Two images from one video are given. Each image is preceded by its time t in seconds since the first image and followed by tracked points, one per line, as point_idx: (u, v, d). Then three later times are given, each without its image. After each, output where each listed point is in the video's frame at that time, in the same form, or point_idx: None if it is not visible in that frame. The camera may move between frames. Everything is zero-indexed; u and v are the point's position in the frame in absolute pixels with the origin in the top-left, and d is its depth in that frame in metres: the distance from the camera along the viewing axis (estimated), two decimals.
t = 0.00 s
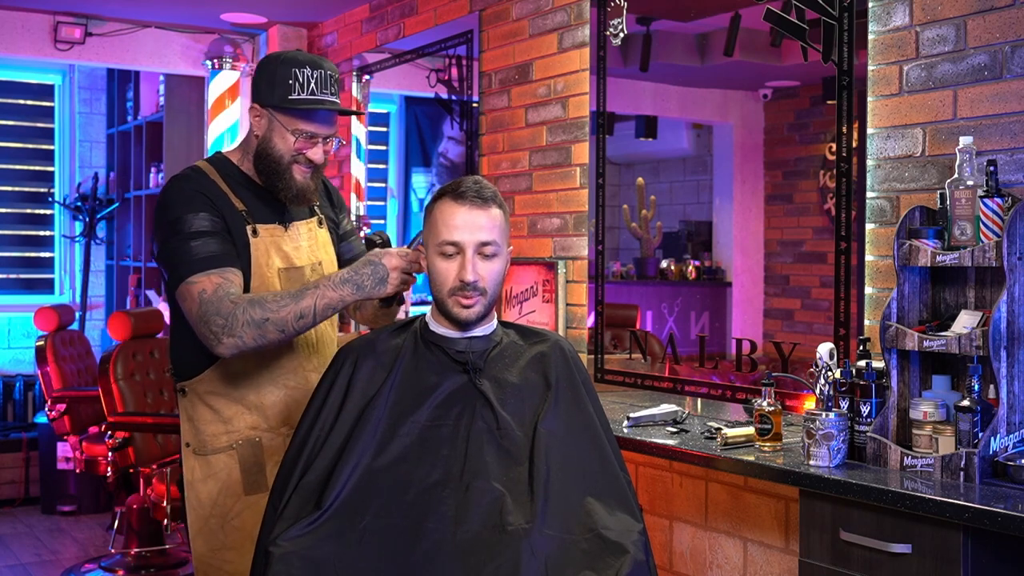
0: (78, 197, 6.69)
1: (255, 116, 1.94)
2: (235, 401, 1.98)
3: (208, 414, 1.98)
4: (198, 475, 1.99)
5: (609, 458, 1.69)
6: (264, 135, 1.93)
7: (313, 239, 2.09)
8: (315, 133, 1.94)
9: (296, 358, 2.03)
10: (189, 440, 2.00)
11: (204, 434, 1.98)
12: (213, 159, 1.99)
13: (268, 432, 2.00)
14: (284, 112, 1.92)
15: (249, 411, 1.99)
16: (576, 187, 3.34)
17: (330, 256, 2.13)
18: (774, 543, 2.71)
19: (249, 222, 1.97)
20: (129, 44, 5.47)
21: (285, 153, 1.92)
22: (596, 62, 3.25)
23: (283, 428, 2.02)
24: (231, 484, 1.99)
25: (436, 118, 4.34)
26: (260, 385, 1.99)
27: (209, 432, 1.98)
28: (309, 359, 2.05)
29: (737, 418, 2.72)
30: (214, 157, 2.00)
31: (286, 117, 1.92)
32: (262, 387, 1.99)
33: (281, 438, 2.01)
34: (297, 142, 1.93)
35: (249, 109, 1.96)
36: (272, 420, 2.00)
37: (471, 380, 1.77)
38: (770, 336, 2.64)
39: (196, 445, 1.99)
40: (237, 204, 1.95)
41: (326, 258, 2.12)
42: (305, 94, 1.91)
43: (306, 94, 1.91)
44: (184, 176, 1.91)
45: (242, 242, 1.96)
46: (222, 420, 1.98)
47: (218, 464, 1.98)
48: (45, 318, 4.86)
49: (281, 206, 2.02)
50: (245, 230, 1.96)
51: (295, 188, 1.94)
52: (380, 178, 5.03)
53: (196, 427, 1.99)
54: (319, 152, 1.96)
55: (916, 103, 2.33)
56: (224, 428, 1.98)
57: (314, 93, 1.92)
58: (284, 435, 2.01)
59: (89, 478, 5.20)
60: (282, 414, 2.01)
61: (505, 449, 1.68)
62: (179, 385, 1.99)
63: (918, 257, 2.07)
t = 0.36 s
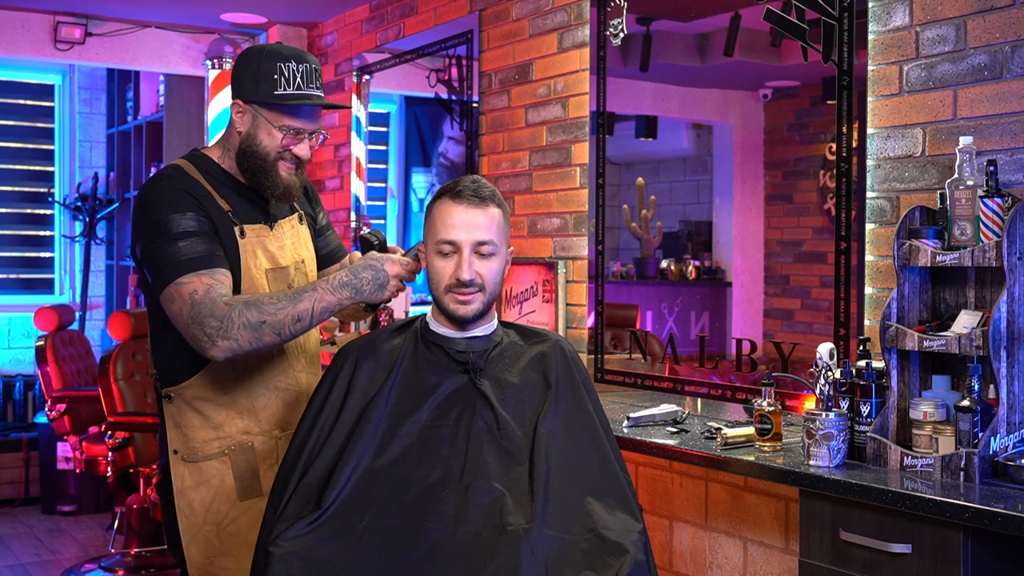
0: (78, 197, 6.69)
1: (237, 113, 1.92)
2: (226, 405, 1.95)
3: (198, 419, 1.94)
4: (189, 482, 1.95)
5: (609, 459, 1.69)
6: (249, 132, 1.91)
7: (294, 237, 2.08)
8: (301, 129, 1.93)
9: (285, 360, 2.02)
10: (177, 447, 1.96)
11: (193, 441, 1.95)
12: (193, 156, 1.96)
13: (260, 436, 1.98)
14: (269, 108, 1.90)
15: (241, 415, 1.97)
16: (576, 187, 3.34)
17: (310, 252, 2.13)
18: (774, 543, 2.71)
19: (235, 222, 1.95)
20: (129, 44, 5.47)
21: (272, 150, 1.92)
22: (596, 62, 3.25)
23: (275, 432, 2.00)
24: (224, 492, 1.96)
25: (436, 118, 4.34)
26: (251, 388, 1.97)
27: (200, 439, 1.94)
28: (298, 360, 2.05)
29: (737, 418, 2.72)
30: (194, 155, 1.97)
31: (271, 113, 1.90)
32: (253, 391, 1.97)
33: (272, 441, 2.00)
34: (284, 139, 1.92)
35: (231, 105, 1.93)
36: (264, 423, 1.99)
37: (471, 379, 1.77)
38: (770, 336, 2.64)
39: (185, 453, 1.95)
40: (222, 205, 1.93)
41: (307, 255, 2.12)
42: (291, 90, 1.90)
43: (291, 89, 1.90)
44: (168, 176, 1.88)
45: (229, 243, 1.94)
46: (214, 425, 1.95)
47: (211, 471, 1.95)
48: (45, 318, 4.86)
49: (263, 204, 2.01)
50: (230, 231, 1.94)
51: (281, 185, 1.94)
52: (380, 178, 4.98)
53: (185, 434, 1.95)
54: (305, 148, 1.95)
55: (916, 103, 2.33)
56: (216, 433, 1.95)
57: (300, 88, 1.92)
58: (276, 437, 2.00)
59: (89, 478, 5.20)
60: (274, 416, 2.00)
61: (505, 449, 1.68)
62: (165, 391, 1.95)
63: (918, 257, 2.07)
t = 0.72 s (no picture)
0: (78, 197, 6.69)
1: (237, 114, 1.92)
2: (228, 409, 1.95)
3: (199, 424, 1.94)
4: (193, 487, 1.95)
5: (608, 459, 1.69)
6: (249, 133, 1.91)
7: (290, 238, 2.07)
8: (302, 130, 1.93)
9: (286, 361, 2.02)
10: (178, 452, 1.95)
11: (195, 446, 1.95)
12: (187, 160, 1.95)
13: (263, 438, 1.98)
14: (271, 110, 1.90)
15: (243, 418, 1.97)
16: (576, 187, 3.34)
17: (305, 251, 2.13)
18: (774, 543, 2.71)
19: (232, 225, 1.95)
20: (129, 44, 5.47)
21: (273, 152, 1.91)
22: (596, 62, 3.25)
23: (277, 433, 2.00)
24: (231, 495, 1.96)
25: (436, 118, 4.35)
26: (252, 391, 1.97)
27: (202, 443, 1.94)
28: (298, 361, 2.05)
29: (737, 418, 2.72)
30: (188, 158, 1.96)
31: (274, 114, 1.90)
32: (254, 394, 1.97)
33: (275, 443, 2.00)
34: (286, 140, 1.92)
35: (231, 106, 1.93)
36: (266, 425, 1.99)
37: (471, 380, 1.77)
38: (770, 336, 2.64)
39: (188, 458, 1.95)
40: (220, 208, 1.93)
41: (303, 255, 2.11)
42: (295, 91, 1.91)
43: (295, 91, 1.91)
44: (164, 182, 1.87)
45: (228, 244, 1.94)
46: (216, 429, 1.95)
47: (214, 476, 1.95)
48: (45, 318, 4.85)
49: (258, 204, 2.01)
50: (228, 234, 1.94)
51: (281, 187, 1.95)
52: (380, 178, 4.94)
53: (186, 439, 1.95)
54: (305, 150, 1.95)
55: (916, 103, 2.32)
56: (218, 437, 1.95)
57: (303, 89, 1.92)
58: (278, 438, 2.00)
59: (89, 478, 5.20)
60: (275, 418, 2.00)
61: (505, 449, 1.68)
62: (166, 396, 1.95)
63: (918, 257, 2.07)
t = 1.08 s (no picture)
0: (78, 197, 6.69)
1: (239, 112, 1.92)
2: (233, 407, 1.95)
3: (205, 423, 1.94)
4: (199, 486, 1.95)
5: (608, 459, 1.69)
6: (251, 131, 1.91)
7: (293, 236, 2.07)
8: (304, 129, 1.93)
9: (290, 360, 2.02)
10: (184, 451, 1.95)
11: (201, 445, 1.95)
12: (189, 159, 1.95)
13: (268, 437, 1.98)
14: (274, 108, 1.90)
15: (248, 417, 1.97)
16: (576, 187, 3.34)
17: (309, 251, 2.13)
18: (774, 543, 2.71)
19: (233, 225, 1.94)
20: (129, 44, 5.47)
21: (274, 150, 1.91)
22: (596, 62, 3.25)
23: (283, 431, 2.00)
24: (237, 493, 1.96)
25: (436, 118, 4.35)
26: (257, 389, 1.98)
27: (207, 442, 1.94)
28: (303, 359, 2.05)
29: (737, 418, 2.72)
30: (190, 157, 1.96)
31: (276, 113, 1.90)
32: (259, 393, 1.98)
33: (280, 441, 2.00)
34: (287, 139, 1.92)
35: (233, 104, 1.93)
36: (271, 424, 1.99)
37: (470, 380, 1.77)
38: (770, 336, 2.64)
39: (193, 457, 1.95)
40: (220, 208, 1.93)
41: (307, 254, 2.11)
42: (297, 90, 1.91)
43: (297, 90, 1.91)
44: (165, 181, 1.87)
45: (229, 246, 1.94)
46: (221, 428, 1.95)
47: (219, 474, 1.95)
48: (45, 318, 4.85)
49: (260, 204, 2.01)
50: (228, 233, 1.93)
51: (281, 185, 1.94)
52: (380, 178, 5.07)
53: (192, 438, 1.95)
54: (307, 149, 1.95)
55: (916, 103, 2.33)
56: (223, 436, 1.95)
57: (305, 88, 1.92)
58: (284, 437, 2.00)
59: (89, 478, 5.20)
60: (280, 416, 2.00)
61: (505, 450, 1.68)
62: (171, 395, 1.95)
63: (918, 257, 2.07)
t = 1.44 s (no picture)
0: (78, 197, 6.69)
1: (239, 112, 1.91)
2: (231, 408, 1.95)
3: (203, 423, 1.94)
4: (197, 487, 1.95)
5: (608, 459, 1.69)
6: (252, 130, 1.90)
7: (293, 237, 2.07)
8: (305, 127, 1.93)
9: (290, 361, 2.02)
10: (183, 451, 1.96)
11: (199, 445, 1.95)
12: (188, 159, 1.94)
13: (267, 437, 1.98)
14: (275, 106, 1.90)
15: (246, 418, 1.96)
16: (576, 187, 3.34)
17: (310, 250, 2.13)
18: (774, 543, 2.71)
19: (234, 223, 1.94)
20: (129, 44, 5.47)
21: (276, 148, 1.91)
22: (596, 62, 3.25)
23: (281, 432, 2.00)
24: (239, 493, 1.96)
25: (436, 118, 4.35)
26: (256, 390, 1.97)
27: (205, 442, 1.94)
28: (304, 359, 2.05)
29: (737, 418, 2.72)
30: (187, 157, 1.96)
31: (277, 111, 1.90)
32: (257, 393, 1.97)
33: (279, 442, 2.00)
34: (289, 137, 1.92)
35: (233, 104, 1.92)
36: (269, 424, 1.99)
37: (470, 380, 1.77)
38: (770, 336, 2.64)
39: (192, 457, 1.95)
40: (220, 207, 1.92)
41: (307, 254, 2.11)
42: (297, 88, 1.91)
43: (298, 87, 1.91)
44: (163, 182, 1.86)
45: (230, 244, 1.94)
46: (219, 429, 1.95)
47: (218, 475, 1.95)
48: (45, 318, 4.85)
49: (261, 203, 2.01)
50: (229, 232, 1.94)
51: (284, 183, 1.94)
52: (380, 178, 4.94)
53: (190, 438, 1.95)
54: (308, 146, 1.95)
55: (916, 103, 2.33)
56: (221, 436, 1.95)
57: (305, 86, 1.92)
58: (282, 438, 2.00)
59: (89, 478, 5.20)
60: (279, 417, 2.00)
61: (505, 450, 1.68)
62: (170, 396, 1.96)
63: (918, 257, 2.07)
